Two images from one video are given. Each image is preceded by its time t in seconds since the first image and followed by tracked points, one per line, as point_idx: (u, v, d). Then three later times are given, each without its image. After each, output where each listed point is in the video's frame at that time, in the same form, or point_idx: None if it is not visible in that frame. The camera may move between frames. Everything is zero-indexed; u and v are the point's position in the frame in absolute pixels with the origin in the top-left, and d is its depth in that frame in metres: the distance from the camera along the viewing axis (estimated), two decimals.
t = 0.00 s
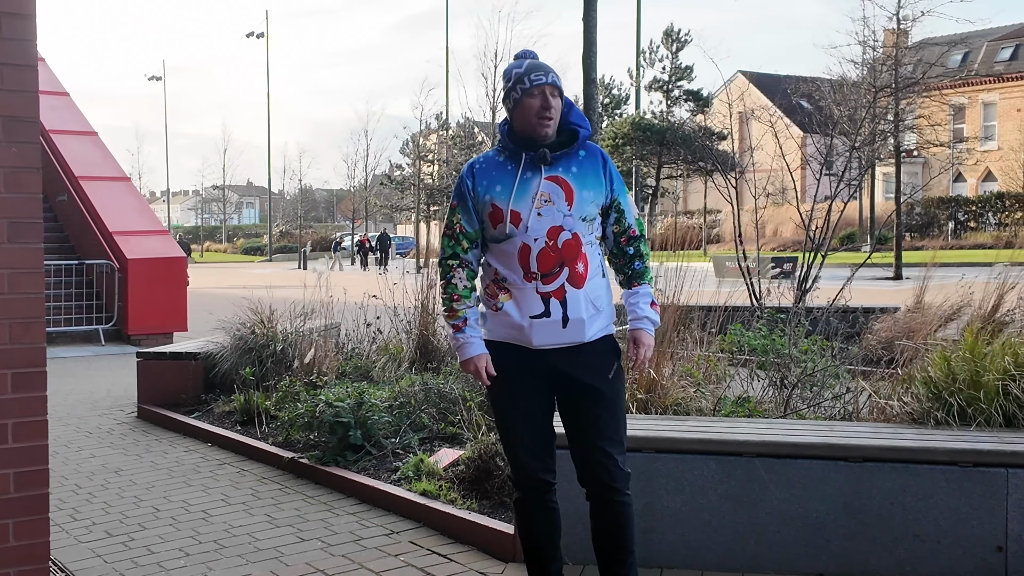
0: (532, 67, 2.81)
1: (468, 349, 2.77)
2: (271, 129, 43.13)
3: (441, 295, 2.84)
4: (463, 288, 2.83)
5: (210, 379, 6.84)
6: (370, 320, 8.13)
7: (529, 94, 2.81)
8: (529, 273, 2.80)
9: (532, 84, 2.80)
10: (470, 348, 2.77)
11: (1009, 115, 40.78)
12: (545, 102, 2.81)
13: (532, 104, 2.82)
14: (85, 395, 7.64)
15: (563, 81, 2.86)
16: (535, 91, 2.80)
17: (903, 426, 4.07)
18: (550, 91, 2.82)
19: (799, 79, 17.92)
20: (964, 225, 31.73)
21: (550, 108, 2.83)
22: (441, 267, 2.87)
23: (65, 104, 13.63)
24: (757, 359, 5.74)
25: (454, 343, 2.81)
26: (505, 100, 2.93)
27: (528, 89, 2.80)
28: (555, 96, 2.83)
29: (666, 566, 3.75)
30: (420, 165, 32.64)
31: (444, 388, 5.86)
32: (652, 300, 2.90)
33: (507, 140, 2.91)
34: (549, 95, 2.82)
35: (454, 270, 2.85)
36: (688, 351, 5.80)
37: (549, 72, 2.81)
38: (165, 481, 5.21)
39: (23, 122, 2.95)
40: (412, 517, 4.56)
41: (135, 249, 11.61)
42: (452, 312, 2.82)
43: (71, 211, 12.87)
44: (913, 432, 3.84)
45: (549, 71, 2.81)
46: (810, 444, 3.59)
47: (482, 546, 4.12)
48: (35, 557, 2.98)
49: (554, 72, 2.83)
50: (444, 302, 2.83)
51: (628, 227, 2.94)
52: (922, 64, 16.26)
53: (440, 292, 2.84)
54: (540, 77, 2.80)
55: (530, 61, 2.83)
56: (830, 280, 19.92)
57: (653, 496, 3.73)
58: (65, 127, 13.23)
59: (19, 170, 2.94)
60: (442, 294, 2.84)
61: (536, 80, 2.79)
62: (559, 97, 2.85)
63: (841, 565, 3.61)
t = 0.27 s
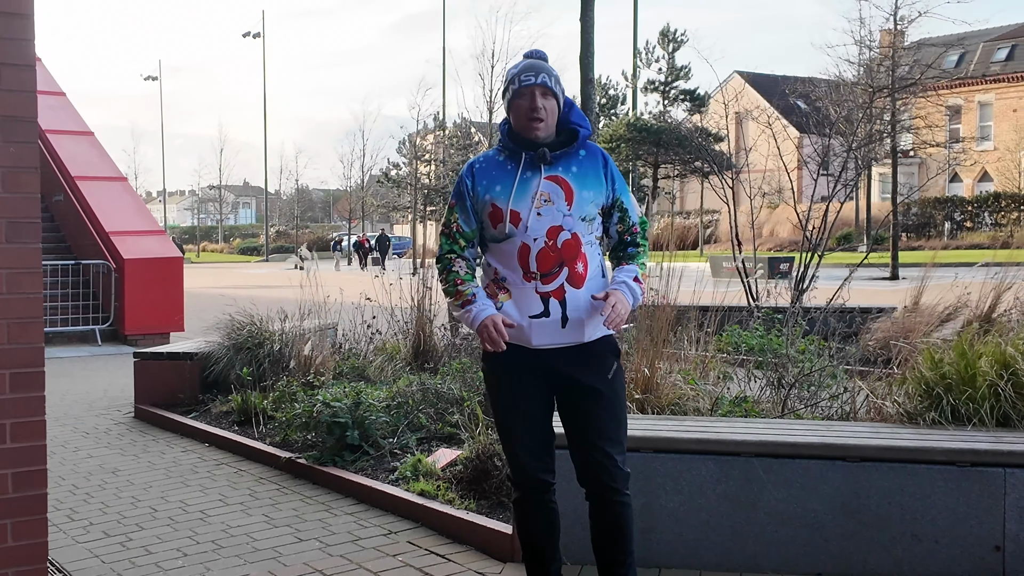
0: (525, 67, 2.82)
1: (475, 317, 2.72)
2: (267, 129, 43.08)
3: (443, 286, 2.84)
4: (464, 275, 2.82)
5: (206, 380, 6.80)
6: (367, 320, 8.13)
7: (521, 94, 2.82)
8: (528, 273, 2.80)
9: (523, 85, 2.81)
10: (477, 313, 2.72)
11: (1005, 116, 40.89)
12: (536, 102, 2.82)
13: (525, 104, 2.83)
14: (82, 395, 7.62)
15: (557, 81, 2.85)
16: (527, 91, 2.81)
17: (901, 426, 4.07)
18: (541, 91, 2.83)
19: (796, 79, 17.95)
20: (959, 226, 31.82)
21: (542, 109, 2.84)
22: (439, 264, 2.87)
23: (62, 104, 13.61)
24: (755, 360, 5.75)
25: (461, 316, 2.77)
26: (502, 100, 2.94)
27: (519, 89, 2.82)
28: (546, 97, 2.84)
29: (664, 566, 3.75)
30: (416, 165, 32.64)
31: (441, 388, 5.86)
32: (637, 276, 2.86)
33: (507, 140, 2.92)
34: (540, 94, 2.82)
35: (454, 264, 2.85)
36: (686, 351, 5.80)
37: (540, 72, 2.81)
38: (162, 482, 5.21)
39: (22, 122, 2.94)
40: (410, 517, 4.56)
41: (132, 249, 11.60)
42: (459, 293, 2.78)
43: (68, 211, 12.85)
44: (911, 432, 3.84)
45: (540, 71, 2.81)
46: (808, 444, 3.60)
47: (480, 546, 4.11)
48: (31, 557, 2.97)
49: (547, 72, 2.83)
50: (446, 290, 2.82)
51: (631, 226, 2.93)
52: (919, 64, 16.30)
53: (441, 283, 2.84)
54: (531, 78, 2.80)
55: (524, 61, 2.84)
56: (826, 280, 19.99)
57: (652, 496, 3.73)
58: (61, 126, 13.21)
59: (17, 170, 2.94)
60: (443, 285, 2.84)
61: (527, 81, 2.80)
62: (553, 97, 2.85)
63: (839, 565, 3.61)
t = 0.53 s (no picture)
0: (524, 66, 2.82)
1: (476, 258, 2.75)
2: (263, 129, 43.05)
3: (448, 266, 2.87)
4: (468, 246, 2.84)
5: (204, 379, 6.81)
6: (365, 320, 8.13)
7: (520, 93, 2.82)
8: (527, 273, 2.80)
9: (522, 85, 2.80)
10: (476, 253, 2.76)
11: (1001, 116, 40.99)
12: (534, 102, 2.82)
13: (523, 103, 2.83)
14: (80, 395, 7.61)
15: (555, 80, 2.84)
16: (526, 91, 2.81)
17: (899, 426, 4.08)
18: (539, 91, 2.82)
19: (793, 80, 17.97)
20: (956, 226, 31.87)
21: (540, 108, 2.83)
22: (443, 251, 2.91)
23: (59, 104, 13.59)
24: (752, 360, 5.76)
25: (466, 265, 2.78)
26: (504, 98, 2.94)
27: (517, 88, 2.81)
28: (545, 97, 2.83)
29: (663, 566, 3.76)
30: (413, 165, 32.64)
31: (439, 389, 5.86)
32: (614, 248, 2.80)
33: (507, 140, 2.92)
34: (538, 94, 2.82)
35: (458, 244, 2.86)
36: (683, 351, 5.81)
37: (538, 72, 2.80)
38: (160, 482, 5.20)
39: (21, 122, 2.94)
40: (408, 518, 4.55)
41: (129, 249, 11.58)
42: (462, 256, 2.81)
43: (65, 211, 12.83)
44: (909, 432, 3.85)
45: (537, 71, 2.80)
46: (806, 444, 3.61)
47: (478, 546, 4.12)
48: (30, 557, 2.96)
49: (546, 71, 2.82)
50: (452, 263, 2.85)
51: (628, 223, 2.92)
52: (916, 65, 16.34)
53: (445, 263, 2.87)
54: (529, 77, 2.80)
55: (524, 60, 2.84)
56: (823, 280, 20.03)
57: (650, 496, 3.74)
58: (59, 126, 13.19)
59: (15, 170, 2.93)
60: (448, 264, 2.87)
61: (525, 80, 2.79)
62: (551, 97, 2.84)
63: (838, 565, 3.62)
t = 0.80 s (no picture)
0: (523, 64, 2.84)
1: (499, 243, 2.69)
2: (260, 129, 43.03)
3: (456, 257, 2.80)
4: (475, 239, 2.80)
5: (202, 380, 6.80)
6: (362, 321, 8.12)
7: (518, 90, 2.83)
8: (524, 274, 2.80)
9: (521, 82, 2.81)
10: (499, 239, 2.70)
11: (998, 116, 41.07)
12: (530, 100, 2.83)
13: (520, 101, 2.83)
14: (77, 396, 7.59)
15: (554, 80, 2.85)
16: (524, 88, 2.82)
17: (897, 426, 4.08)
18: (537, 90, 2.83)
19: (790, 80, 17.98)
20: (953, 226, 31.91)
21: (537, 106, 2.84)
22: (444, 245, 2.84)
23: (56, 104, 13.56)
24: (749, 360, 5.76)
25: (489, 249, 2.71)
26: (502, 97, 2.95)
27: (516, 84, 2.83)
28: (542, 95, 2.84)
29: (661, 566, 3.76)
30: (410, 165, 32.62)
31: (437, 389, 5.85)
32: (633, 258, 2.87)
33: (503, 139, 2.92)
34: (536, 92, 2.83)
35: (464, 237, 2.82)
36: (681, 351, 5.81)
37: (538, 70, 2.82)
38: (157, 482, 5.20)
39: (18, 122, 2.93)
40: (407, 518, 4.55)
41: (126, 249, 11.56)
42: (476, 245, 2.76)
43: (61, 211, 12.81)
44: (906, 432, 3.85)
45: (538, 69, 2.82)
46: (804, 444, 3.61)
47: (476, 546, 4.12)
48: (29, 558, 2.96)
49: (545, 70, 2.84)
50: (462, 253, 2.78)
51: (627, 224, 2.93)
52: (913, 65, 16.35)
53: (453, 255, 2.80)
54: (529, 74, 2.81)
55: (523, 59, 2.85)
56: (821, 280, 20.06)
57: (648, 497, 3.74)
58: (55, 127, 13.17)
59: (12, 170, 2.93)
60: (456, 256, 2.80)
61: (523, 78, 2.81)
62: (549, 97, 2.85)
63: (835, 564, 3.62)
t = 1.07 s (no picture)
0: (524, 62, 2.82)
1: (493, 247, 2.70)
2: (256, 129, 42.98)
3: (452, 258, 2.80)
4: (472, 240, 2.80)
5: (198, 380, 6.80)
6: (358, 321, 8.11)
7: (520, 89, 2.82)
8: (526, 272, 2.80)
9: (522, 80, 2.80)
10: (494, 242, 2.71)
11: (994, 116, 41.13)
12: (532, 99, 2.82)
13: (522, 99, 2.82)
14: (73, 396, 7.58)
15: (556, 79, 2.84)
16: (525, 87, 2.81)
17: (893, 426, 4.09)
18: (539, 89, 2.82)
19: (786, 79, 17.99)
20: (949, 226, 31.94)
21: (538, 106, 2.83)
22: (443, 244, 2.84)
23: (52, 104, 13.54)
24: (745, 360, 5.75)
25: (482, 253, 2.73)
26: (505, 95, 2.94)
27: (517, 83, 2.82)
28: (543, 94, 2.83)
29: (658, 566, 3.76)
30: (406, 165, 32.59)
31: (434, 389, 5.85)
32: (633, 253, 2.87)
33: (505, 138, 2.92)
34: (538, 91, 2.81)
35: (461, 237, 2.82)
36: (678, 352, 5.81)
37: (540, 69, 2.80)
38: (153, 483, 5.19)
39: (15, 123, 2.93)
40: (403, 518, 4.55)
41: (122, 249, 11.54)
42: (472, 247, 2.77)
43: (57, 211, 12.79)
44: (903, 432, 3.86)
45: (539, 68, 2.80)
46: (801, 444, 3.61)
47: (473, 547, 4.11)
48: (26, 558, 2.95)
49: (547, 68, 2.82)
50: (458, 253, 2.79)
51: (628, 222, 2.94)
52: (909, 65, 16.36)
53: (449, 255, 2.80)
54: (530, 73, 2.80)
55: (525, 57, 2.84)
56: (817, 279, 20.09)
57: (645, 497, 3.74)
58: (52, 127, 13.15)
59: (8, 171, 2.92)
60: (452, 256, 2.81)
61: (524, 77, 2.79)
62: (550, 95, 2.84)
63: (832, 564, 3.62)
